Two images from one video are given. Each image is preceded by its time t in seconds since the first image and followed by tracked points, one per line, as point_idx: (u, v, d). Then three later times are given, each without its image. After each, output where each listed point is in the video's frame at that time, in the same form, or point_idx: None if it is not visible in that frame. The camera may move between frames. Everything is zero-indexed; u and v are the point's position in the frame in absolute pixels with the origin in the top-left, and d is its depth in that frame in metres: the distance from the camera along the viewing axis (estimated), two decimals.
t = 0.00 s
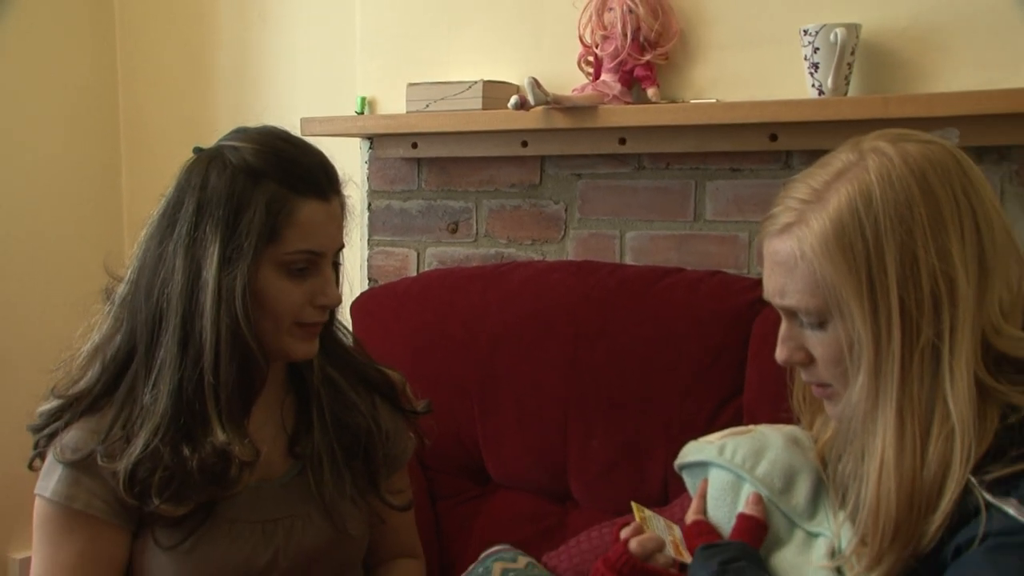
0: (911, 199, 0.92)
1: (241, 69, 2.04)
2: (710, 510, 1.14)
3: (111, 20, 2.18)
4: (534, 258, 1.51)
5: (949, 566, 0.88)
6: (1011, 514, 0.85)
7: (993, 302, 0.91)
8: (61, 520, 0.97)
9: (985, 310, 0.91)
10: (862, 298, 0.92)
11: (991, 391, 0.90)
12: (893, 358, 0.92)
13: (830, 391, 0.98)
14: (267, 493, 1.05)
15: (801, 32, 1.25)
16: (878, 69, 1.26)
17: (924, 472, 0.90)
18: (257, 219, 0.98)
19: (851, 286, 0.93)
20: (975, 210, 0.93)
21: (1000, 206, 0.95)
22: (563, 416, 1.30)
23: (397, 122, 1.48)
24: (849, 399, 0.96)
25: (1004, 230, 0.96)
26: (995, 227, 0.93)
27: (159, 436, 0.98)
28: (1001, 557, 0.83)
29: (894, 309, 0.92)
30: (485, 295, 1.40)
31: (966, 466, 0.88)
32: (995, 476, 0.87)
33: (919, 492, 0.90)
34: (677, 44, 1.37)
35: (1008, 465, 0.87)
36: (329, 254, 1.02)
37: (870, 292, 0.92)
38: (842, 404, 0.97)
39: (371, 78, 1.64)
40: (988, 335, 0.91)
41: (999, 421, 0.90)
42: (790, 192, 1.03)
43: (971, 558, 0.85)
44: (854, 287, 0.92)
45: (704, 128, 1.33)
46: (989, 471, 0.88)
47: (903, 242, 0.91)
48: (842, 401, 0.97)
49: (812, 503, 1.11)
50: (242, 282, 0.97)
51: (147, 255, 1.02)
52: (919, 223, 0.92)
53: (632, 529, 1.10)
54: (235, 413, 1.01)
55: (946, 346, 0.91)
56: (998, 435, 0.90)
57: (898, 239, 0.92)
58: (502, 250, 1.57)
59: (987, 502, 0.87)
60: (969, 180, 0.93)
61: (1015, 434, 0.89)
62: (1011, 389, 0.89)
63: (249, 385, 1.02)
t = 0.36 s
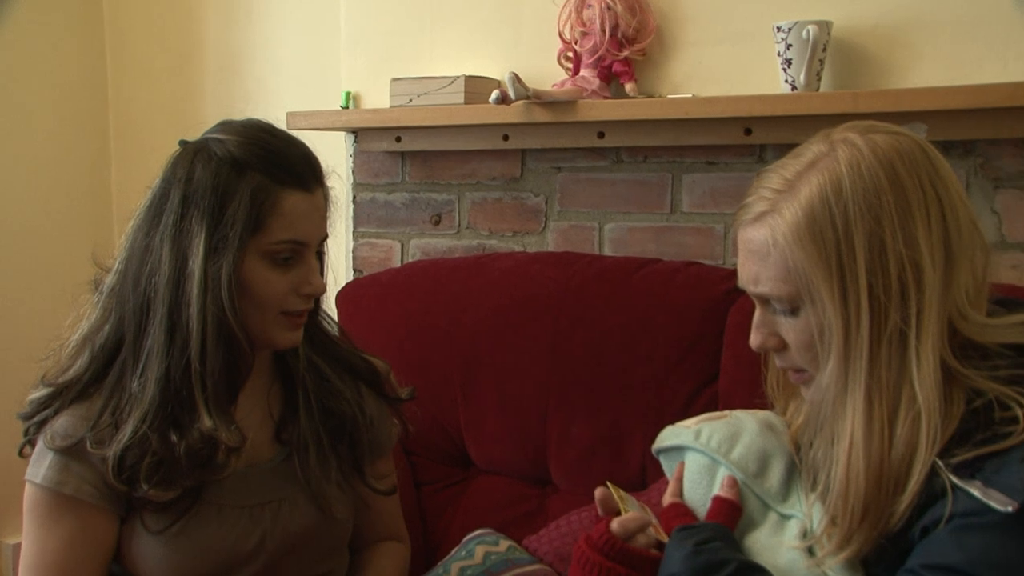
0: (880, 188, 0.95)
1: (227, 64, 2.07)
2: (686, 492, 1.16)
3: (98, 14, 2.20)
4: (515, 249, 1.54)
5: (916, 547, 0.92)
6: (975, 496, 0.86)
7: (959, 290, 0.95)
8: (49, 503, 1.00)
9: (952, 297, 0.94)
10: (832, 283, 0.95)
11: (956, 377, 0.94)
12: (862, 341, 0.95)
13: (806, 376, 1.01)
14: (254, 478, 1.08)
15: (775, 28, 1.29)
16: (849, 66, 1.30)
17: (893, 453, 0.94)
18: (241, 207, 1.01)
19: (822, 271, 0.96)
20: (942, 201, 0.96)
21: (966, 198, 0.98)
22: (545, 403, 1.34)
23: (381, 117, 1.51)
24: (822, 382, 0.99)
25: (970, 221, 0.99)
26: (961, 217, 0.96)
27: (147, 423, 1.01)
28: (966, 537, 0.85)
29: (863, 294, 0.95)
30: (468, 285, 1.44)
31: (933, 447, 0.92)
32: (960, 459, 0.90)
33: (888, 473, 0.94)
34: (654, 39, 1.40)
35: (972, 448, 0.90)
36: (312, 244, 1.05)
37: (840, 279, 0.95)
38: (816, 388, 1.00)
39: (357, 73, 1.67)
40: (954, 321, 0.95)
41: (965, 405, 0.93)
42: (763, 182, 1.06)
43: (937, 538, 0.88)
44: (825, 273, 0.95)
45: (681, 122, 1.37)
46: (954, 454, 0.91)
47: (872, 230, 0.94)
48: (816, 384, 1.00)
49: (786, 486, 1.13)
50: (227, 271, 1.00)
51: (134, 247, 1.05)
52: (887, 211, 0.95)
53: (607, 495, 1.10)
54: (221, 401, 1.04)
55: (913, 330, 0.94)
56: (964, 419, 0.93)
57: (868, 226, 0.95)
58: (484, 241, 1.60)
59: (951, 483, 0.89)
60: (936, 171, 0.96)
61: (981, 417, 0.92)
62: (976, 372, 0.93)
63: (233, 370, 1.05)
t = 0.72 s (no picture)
0: (855, 182, 0.98)
1: (216, 60, 2.09)
2: (667, 479, 1.19)
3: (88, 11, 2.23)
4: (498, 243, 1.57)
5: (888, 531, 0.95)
6: (944, 481, 0.89)
7: (930, 282, 0.98)
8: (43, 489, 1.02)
9: (925, 289, 0.98)
10: (807, 273, 0.99)
11: (925, 367, 0.97)
12: (836, 330, 0.99)
13: (782, 365, 1.07)
14: (243, 463, 1.11)
15: (751, 28, 1.32)
16: (823, 64, 1.34)
17: (865, 440, 0.97)
18: (219, 205, 1.02)
19: (797, 262, 1.00)
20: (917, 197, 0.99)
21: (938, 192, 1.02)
22: (528, 392, 1.37)
23: (368, 113, 1.54)
24: (795, 369, 1.04)
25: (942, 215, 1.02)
26: (931, 211, 0.99)
27: (136, 410, 1.04)
28: (935, 521, 0.88)
29: (836, 284, 0.98)
30: (454, 278, 1.47)
31: (904, 435, 0.95)
32: (929, 446, 0.93)
33: (860, 459, 0.97)
34: (634, 38, 1.44)
35: (941, 435, 0.93)
36: (293, 240, 1.08)
37: (813, 269, 0.99)
38: (790, 373, 1.05)
39: (344, 70, 1.70)
40: (925, 313, 0.98)
41: (936, 393, 0.96)
42: (743, 174, 1.10)
43: (908, 523, 0.91)
44: (800, 264, 0.99)
45: (660, 119, 1.40)
46: (924, 441, 0.94)
47: (845, 223, 0.98)
48: (790, 369, 1.05)
49: (762, 472, 1.16)
50: (205, 264, 1.02)
51: (122, 237, 1.08)
52: (861, 205, 0.98)
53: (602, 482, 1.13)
54: (206, 388, 1.07)
55: (884, 321, 0.97)
56: (933, 408, 0.96)
57: (842, 218, 0.98)
58: (468, 235, 1.63)
59: (922, 469, 0.92)
60: (909, 166, 0.99)
61: (952, 405, 0.95)
62: (948, 362, 0.96)
63: (215, 358, 1.08)
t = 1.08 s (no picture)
0: (833, 178, 0.99)
1: (210, 58, 2.13)
2: (649, 468, 1.23)
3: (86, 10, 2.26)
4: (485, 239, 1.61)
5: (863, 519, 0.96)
6: (916, 471, 0.90)
7: (906, 276, 0.99)
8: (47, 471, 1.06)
9: (901, 283, 0.98)
10: (787, 269, 1.00)
11: (900, 360, 0.98)
12: (817, 325, 1.00)
13: (760, 358, 1.08)
14: (232, 444, 1.15)
15: (730, 29, 1.36)
16: (800, 65, 1.37)
17: (844, 432, 0.98)
18: (178, 202, 1.06)
19: (779, 259, 1.00)
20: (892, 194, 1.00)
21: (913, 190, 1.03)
22: (514, 384, 1.41)
23: (358, 112, 1.58)
24: (776, 363, 1.05)
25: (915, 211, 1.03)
26: (907, 207, 1.01)
27: (115, 397, 1.07)
28: (908, 509, 0.89)
29: (817, 280, 0.99)
30: (442, 272, 1.51)
31: (881, 425, 0.96)
32: (904, 436, 0.94)
33: (838, 451, 0.98)
34: (617, 39, 1.47)
35: (916, 426, 0.94)
36: (258, 237, 1.10)
37: (795, 265, 1.00)
38: (770, 367, 1.06)
39: (335, 70, 1.74)
40: (900, 307, 0.99)
41: (910, 385, 0.97)
42: (723, 172, 1.11)
43: (883, 512, 0.91)
44: (781, 260, 1.00)
45: (642, 118, 1.44)
46: (898, 432, 0.95)
47: (825, 219, 0.99)
48: (771, 364, 1.06)
49: (742, 462, 1.20)
50: (164, 255, 1.06)
51: (108, 230, 1.13)
52: (839, 201, 0.99)
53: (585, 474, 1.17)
54: (178, 373, 1.10)
55: (863, 315, 0.98)
56: (908, 399, 0.96)
57: (823, 215, 0.99)
58: (456, 231, 1.67)
59: (896, 459, 0.93)
60: (885, 163, 1.01)
61: (926, 396, 0.96)
62: (925, 357, 0.97)
63: (188, 349, 1.11)
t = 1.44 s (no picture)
0: (816, 177, 0.99)
1: (207, 57, 2.17)
2: (634, 458, 1.24)
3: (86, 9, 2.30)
4: (474, 235, 1.64)
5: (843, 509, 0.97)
6: (894, 462, 0.91)
7: (884, 272, 0.99)
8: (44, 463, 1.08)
9: (881, 278, 0.99)
10: (772, 266, 0.99)
11: (878, 354, 0.98)
12: (800, 320, 1.00)
13: (743, 352, 1.07)
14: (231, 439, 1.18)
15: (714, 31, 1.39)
16: (781, 65, 1.40)
17: (825, 424, 0.98)
18: (211, 191, 1.09)
19: (763, 255, 1.00)
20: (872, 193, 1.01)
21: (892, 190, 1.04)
22: (503, 378, 1.44)
23: (351, 111, 1.61)
24: (760, 358, 1.05)
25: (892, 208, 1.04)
26: (888, 205, 1.01)
27: (129, 394, 1.09)
28: (886, 500, 0.90)
29: (800, 276, 0.99)
30: (432, 268, 1.54)
31: (861, 416, 0.96)
32: (882, 428, 0.94)
33: (820, 443, 0.99)
34: (603, 40, 1.50)
35: (894, 417, 0.94)
36: (278, 220, 1.15)
37: (779, 261, 0.99)
38: (755, 361, 1.06)
39: (329, 70, 1.78)
40: (879, 303, 0.99)
41: (887, 379, 0.97)
42: (707, 171, 1.10)
43: (862, 502, 0.92)
44: (766, 256, 1.00)
45: (627, 117, 1.47)
46: (877, 424, 0.95)
47: (808, 216, 0.99)
48: (755, 358, 1.06)
49: (725, 453, 1.22)
50: (203, 250, 1.09)
51: (115, 230, 1.15)
52: (822, 200, 0.99)
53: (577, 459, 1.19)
54: (200, 368, 1.13)
55: (845, 310, 0.98)
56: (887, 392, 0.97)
57: (806, 214, 0.99)
58: (446, 228, 1.70)
59: (875, 451, 0.94)
60: (866, 162, 1.01)
61: (903, 390, 0.96)
62: (902, 350, 0.97)
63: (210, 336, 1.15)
